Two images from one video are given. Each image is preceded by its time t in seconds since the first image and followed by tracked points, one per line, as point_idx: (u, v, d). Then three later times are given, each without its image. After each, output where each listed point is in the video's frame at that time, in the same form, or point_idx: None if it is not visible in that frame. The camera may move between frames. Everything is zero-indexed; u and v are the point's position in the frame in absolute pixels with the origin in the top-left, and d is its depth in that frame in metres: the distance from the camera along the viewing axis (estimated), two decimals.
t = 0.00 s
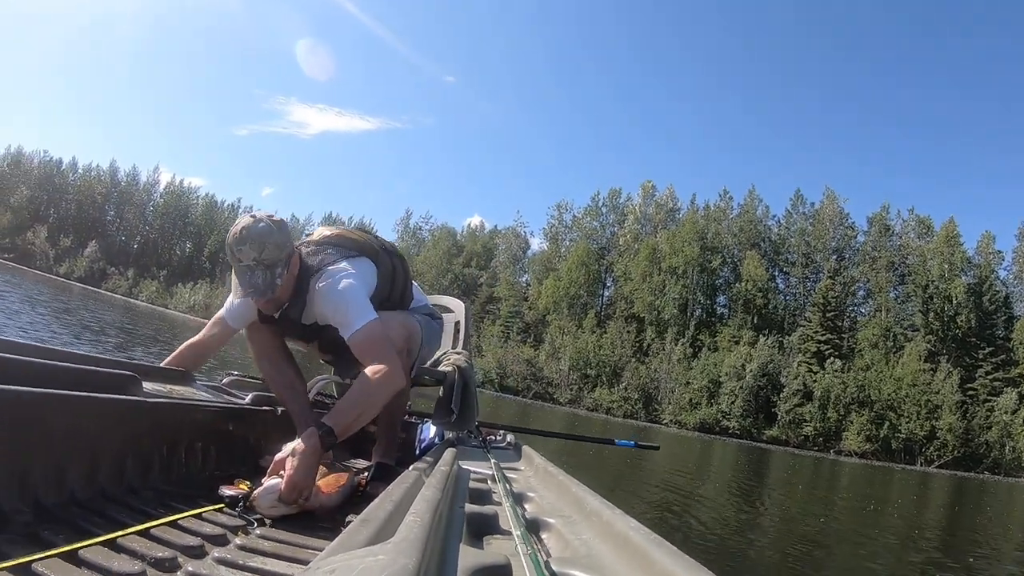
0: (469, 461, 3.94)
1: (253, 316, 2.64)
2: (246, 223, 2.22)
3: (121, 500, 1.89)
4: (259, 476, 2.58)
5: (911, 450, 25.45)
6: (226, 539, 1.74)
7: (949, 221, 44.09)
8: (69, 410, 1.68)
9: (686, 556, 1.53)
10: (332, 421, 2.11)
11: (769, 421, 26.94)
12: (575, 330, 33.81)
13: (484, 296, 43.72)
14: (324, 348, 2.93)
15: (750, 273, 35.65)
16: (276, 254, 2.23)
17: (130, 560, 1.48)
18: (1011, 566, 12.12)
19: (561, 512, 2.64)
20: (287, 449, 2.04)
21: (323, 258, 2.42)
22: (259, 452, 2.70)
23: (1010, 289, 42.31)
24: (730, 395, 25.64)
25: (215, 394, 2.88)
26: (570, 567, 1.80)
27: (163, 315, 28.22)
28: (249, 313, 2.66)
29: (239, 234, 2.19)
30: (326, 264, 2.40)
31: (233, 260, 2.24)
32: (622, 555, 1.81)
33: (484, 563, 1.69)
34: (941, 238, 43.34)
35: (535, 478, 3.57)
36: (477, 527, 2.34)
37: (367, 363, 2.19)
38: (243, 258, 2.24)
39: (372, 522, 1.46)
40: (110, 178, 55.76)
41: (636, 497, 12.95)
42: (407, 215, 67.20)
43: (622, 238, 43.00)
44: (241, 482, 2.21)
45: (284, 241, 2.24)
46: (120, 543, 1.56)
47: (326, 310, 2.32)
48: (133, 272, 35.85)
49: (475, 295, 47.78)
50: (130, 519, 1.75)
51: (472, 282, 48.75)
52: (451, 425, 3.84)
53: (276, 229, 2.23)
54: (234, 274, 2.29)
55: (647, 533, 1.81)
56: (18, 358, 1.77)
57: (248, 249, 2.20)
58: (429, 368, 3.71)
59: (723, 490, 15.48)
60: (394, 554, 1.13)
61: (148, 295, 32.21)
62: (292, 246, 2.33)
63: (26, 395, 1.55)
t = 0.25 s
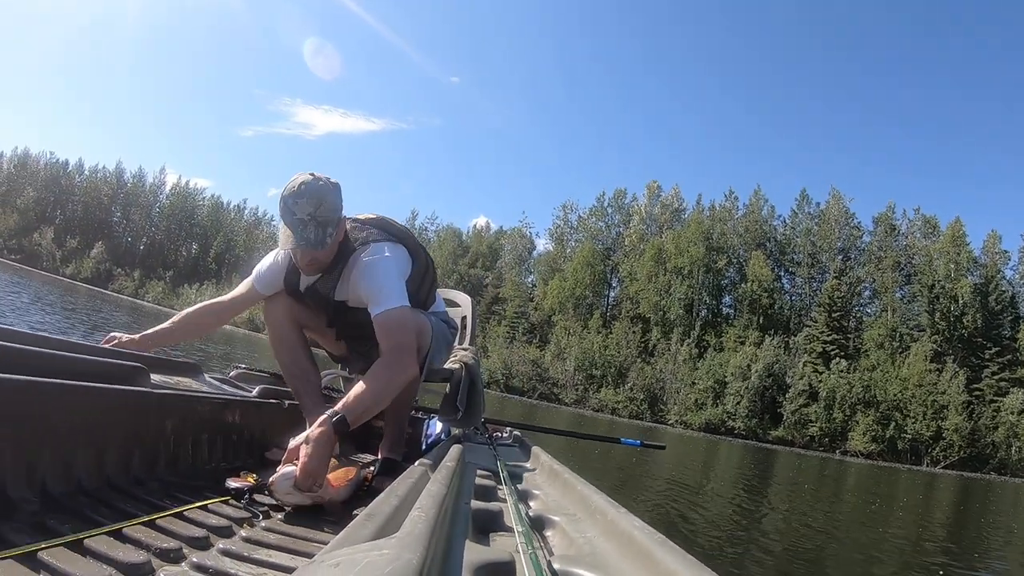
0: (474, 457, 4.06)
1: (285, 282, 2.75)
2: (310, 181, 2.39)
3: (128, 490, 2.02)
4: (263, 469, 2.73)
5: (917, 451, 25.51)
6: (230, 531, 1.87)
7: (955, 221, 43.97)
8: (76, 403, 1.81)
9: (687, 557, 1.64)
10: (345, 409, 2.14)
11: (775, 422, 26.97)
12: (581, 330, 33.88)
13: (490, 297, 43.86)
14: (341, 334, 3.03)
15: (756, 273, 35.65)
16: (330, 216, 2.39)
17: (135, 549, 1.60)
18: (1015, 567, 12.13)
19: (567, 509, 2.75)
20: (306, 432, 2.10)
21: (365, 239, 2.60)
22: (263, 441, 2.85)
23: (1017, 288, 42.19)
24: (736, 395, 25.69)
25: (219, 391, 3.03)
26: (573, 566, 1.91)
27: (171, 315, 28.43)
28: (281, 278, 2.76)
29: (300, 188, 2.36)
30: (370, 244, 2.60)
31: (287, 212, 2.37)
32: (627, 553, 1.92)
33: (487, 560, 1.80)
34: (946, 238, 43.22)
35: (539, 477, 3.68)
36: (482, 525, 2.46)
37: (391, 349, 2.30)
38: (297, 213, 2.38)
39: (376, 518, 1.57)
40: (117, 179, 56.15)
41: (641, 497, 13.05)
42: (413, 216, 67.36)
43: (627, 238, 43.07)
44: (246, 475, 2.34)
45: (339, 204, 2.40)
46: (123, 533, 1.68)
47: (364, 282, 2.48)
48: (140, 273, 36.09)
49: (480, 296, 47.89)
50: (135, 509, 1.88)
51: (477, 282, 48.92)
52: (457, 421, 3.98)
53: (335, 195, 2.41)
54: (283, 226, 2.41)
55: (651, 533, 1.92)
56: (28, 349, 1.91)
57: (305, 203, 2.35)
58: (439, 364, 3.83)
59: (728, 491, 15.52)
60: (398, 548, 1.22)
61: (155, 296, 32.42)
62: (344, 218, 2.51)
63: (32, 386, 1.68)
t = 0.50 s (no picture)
0: (474, 461, 4.05)
1: (291, 285, 2.75)
2: (319, 190, 2.37)
3: (127, 487, 2.01)
4: (261, 469, 2.75)
5: (922, 445, 25.46)
6: (230, 530, 1.86)
7: (956, 215, 43.87)
8: (76, 397, 1.80)
9: (689, 563, 1.63)
10: (346, 416, 2.19)
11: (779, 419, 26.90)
12: (583, 330, 33.83)
13: (492, 297, 43.80)
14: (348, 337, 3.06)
15: (758, 270, 35.57)
16: (340, 223, 2.37)
17: (133, 547, 1.58)
18: None
19: (567, 514, 2.74)
20: (306, 437, 2.13)
21: (371, 245, 2.58)
22: (265, 441, 2.92)
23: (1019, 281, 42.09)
24: (739, 393, 25.63)
25: (218, 389, 3.04)
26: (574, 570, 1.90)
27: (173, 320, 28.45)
28: (287, 281, 2.77)
29: (311, 196, 2.35)
30: (379, 252, 2.57)
31: (296, 219, 2.36)
32: (628, 558, 1.90)
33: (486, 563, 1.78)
34: (948, 231, 43.14)
35: (541, 481, 3.66)
36: (482, 528, 2.43)
37: (396, 361, 2.32)
38: (306, 221, 2.36)
39: (375, 518, 1.57)
40: (117, 185, 56.16)
41: (645, 495, 13.02)
42: (414, 217, 67.37)
43: (629, 237, 42.98)
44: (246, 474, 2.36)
45: (349, 211, 2.39)
46: (124, 531, 1.66)
47: (371, 290, 2.48)
48: (143, 278, 36.11)
49: (482, 297, 47.86)
50: (136, 506, 1.87)
51: (479, 282, 48.84)
52: (459, 425, 3.97)
53: (343, 203, 2.39)
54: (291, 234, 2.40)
55: (652, 539, 1.90)
56: (24, 344, 1.90)
57: (313, 212, 2.33)
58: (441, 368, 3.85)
59: (733, 488, 15.46)
60: (397, 550, 1.20)
61: (157, 301, 32.46)
62: (352, 225, 2.49)
63: (33, 380, 1.67)
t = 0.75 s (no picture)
0: (479, 461, 4.08)
1: (315, 283, 2.85)
2: (357, 187, 2.51)
3: (132, 493, 2.03)
4: (268, 473, 2.79)
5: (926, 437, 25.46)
6: (237, 535, 1.90)
7: (957, 206, 43.78)
8: (81, 405, 1.83)
9: (694, 559, 1.66)
10: (359, 425, 2.28)
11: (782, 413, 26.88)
12: (586, 328, 33.83)
13: (494, 297, 43.82)
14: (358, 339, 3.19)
15: (760, 265, 35.57)
16: (373, 223, 2.51)
17: (141, 554, 1.61)
18: None
19: (573, 513, 2.77)
20: (318, 442, 2.18)
21: (397, 250, 2.73)
22: (271, 445, 2.96)
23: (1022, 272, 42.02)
24: (743, 388, 25.65)
25: (222, 395, 3.07)
26: (579, 568, 1.93)
27: (176, 325, 28.49)
28: (312, 279, 2.87)
29: (349, 192, 2.49)
30: (402, 260, 2.73)
31: (330, 215, 2.49)
32: (634, 557, 1.93)
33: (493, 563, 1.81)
34: (950, 222, 43.05)
35: (547, 479, 3.69)
36: (488, 529, 2.46)
37: (415, 375, 2.49)
38: (340, 217, 2.49)
39: (383, 520, 1.60)
40: (118, 192, 56.29)
41: (650, 492, 13.03)
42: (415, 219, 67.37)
43: (630, 234, 42.98)
44: (253, 478, 2.40)
45: (383, 213, 2.53)
46: (130, 538, 1.69)
47: (395, 296, 2.64)
48: (144, 284, 36.15)
49: (484, 297, 47.85)
50: (142, 513, 1.90)
51: (480, 282, 48.86)
52: (464, 427, 3.99)
53: (379, 203, 2.53)
54: (322, 227, 2.52)
55: (658, 536, 1.92)
56: (27, 355, 1.93)
57: (349, 209, 2.46)
58: (444, 371, 3.91)
59: (737, 484, 15.47)
60: (404, 552, 1.24)
61: (159, 307, 32.51)
62: (384, 226, 2.63)
63: (34, 389, 1.68)
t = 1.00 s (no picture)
0: (480, 459, 4.09)
1: (327, 286, 2.88)
2: (381, 195, 2.59)
3: (135, 495, 2.04)
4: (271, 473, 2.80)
5: (928, 433, 25.53)
6: (239, 536, 1.91)
7: (957, 202, 43.78)
8: (82, 409, 1.84)
9: (694, 555, 1.67)
10: (364, 428, 2.32)
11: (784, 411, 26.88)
12: (587, 327, 33.83)
13: (495, 297, 43.80)
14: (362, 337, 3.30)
15: (760, 262, 35.56)
16: (392, 232, 2.58)
17: (144, 556, 1.61)
18: None
19: (576, 510, 2.77)
20: (322, 443, 2.21)
21: (409, 254, 2.83)
22: (273, 444, 2.99)
23: (1021, 267, 42.02)
24: (744, 386, 25.67)
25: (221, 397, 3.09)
26: (582, 566, 1.92)
27: (176, 328, 28.50)
28: (326, 282, 2.88)
29: (372, 201, 2.55)
30: (415, 265, 2.84)
31: (352, 221, 2.54)
32: (636, 554, 1.93)
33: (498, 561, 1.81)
34: (949, 218, 43.05)
35: (550, 477, 3.69)
36: (491, 526, 2.47)
37: (418, 383, 2.64)
38: (361, 223, 2.55)
39: (385, 520, 1.60)
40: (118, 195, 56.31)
41: (652, 490, 13.05)
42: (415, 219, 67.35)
43: (630, 233, 42.97)
44: (256, 478, 2.40)
45: (402, 222, 2.60)
46: (132, 540, 1.69)
47: (405, 301, 2.76)
48: (144, 286, 36.16)
49: (484, 297, 47.85)
50: (144, 514, 1.90)
51: (481, 282, 48.87)
52: (467, 424, 4.00)
53: (399, 212, 2.61)
54: (341, 233, 2.57)
55: (659, 532, 1.93)
56: (29, 358, 1.95)
57: (373, 217, 2.53)
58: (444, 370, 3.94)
59: (739, 482, 15.48)
60: (407, 551, 1.25)
61: (160, 309, 32.53)
62: (401, 232, 2.72)
63: (35, 393, 1.69)
